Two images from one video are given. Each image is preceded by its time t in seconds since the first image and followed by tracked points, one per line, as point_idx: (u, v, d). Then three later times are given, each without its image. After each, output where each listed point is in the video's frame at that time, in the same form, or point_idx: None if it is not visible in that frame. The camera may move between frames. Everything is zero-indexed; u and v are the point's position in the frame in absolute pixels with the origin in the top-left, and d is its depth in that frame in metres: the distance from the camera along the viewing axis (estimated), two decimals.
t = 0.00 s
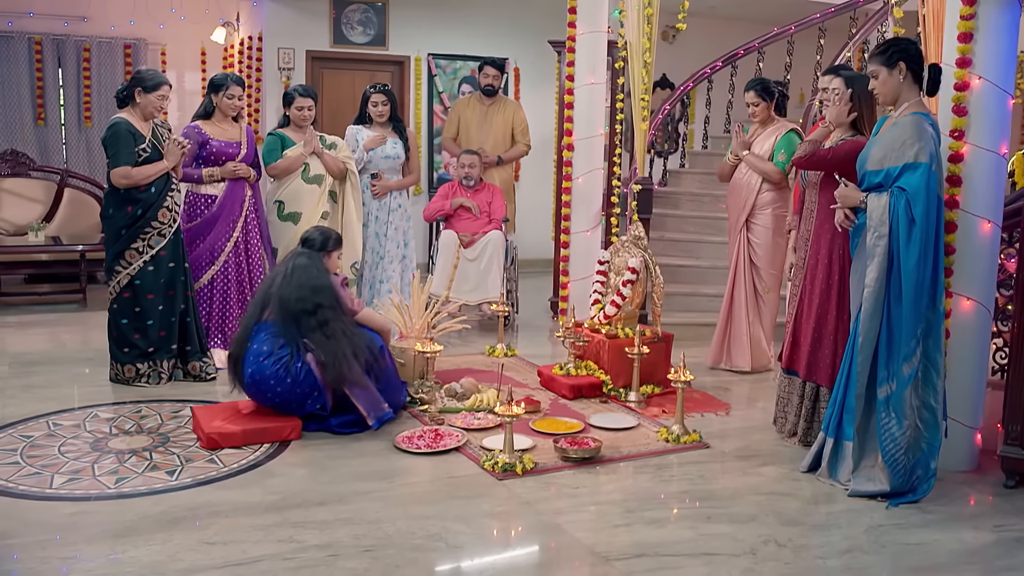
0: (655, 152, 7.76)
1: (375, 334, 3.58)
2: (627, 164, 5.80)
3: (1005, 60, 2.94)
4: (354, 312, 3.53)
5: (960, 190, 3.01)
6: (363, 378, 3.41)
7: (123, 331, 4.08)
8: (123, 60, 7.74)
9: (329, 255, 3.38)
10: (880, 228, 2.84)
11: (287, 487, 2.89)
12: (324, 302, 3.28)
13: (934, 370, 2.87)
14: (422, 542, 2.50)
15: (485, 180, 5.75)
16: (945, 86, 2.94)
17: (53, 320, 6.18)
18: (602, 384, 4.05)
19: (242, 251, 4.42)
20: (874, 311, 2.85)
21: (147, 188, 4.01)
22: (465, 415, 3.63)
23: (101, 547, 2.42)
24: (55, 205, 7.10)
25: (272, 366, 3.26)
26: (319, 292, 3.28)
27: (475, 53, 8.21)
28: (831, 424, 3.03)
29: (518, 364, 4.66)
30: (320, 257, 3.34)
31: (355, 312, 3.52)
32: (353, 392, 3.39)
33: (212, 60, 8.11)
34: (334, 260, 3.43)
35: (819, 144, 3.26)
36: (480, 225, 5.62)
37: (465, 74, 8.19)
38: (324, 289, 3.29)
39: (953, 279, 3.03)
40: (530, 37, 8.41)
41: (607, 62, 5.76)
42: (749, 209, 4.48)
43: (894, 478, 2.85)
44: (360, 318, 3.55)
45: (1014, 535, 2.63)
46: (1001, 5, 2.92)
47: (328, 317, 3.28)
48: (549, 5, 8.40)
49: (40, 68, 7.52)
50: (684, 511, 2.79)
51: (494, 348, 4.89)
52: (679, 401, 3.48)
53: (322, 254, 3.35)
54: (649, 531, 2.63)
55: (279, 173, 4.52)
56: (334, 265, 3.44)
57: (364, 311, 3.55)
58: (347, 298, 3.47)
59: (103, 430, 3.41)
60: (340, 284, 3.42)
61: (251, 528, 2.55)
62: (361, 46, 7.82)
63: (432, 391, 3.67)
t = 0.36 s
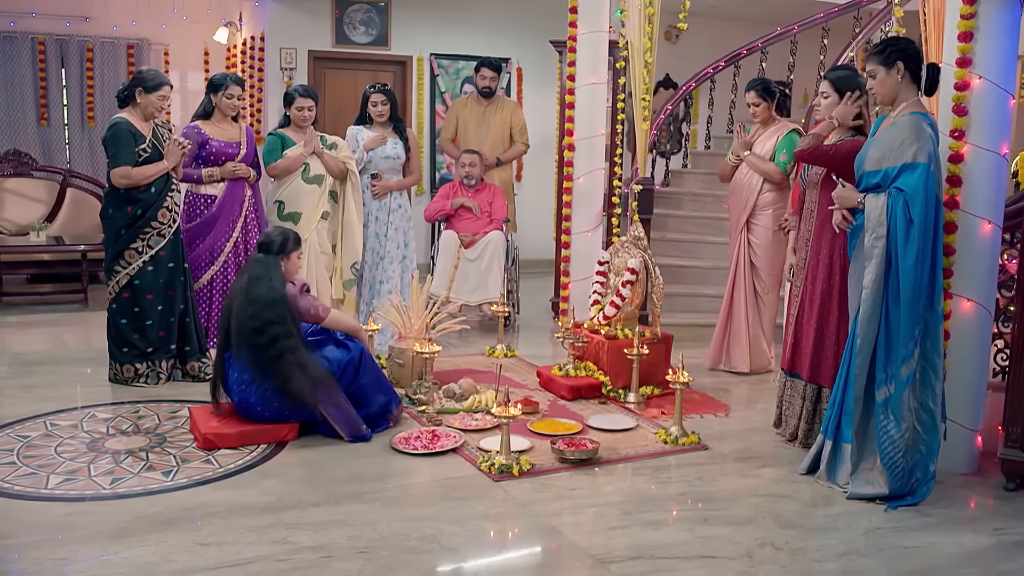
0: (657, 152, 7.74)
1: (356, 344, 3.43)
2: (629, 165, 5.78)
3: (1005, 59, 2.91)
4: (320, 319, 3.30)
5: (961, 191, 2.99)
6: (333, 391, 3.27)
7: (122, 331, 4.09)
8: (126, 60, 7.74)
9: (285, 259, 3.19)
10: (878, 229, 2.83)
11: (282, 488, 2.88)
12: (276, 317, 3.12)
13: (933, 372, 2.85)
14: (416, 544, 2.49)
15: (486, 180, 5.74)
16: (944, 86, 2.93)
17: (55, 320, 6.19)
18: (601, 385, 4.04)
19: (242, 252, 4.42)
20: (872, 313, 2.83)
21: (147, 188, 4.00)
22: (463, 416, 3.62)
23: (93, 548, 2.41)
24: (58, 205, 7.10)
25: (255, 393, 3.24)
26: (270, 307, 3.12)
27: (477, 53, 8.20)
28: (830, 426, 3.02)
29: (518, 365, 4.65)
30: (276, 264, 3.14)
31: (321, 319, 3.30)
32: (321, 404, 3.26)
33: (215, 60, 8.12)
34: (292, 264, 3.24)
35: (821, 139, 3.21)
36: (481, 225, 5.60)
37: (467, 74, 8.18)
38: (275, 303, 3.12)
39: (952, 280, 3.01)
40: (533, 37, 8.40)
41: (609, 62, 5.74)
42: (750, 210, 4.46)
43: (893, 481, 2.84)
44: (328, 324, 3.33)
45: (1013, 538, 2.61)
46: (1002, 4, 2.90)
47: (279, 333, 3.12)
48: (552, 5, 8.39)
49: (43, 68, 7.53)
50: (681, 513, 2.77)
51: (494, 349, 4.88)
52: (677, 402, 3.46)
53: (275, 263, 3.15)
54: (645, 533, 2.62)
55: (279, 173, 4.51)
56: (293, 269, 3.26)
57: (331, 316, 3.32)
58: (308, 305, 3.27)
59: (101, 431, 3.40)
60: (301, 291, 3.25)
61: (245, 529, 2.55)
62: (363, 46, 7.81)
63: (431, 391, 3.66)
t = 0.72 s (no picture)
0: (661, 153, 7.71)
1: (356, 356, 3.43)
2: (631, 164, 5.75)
3: (1006, 57, 2.88)
4: (317, 324, 3.26)
5: (962, 191, 2.96)
6: (329, 402, 3.29)
7: (122, 331, 4.09)
8: (130, 60, 7.75)
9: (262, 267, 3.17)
10: (877, 230, 2.80)
11: (278, 489, 2.87)
12: (238, 328, 3.12)
13: (932, 375, 2.82)
14: (411, 546, 2.47)
15: (488, 180, 5.73)
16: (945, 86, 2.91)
17: (58, 320, 6.20)
18: (601, 386, 4.02)
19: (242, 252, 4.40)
20: (871, 315, 2.81)
21: (147, 188, 4.00)
22: (461, 417, 3.61)
23: (87, 549, 2.40)
24: (62, 205, 7.10)
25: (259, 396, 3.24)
26: (236, 319, 3.12)
27: (480, 52, 8.19)
28: (830, 430, 2.99)
29: (518, 366, 4.63)
30: (251, 273, 3.13)
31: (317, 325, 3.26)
32: (317, 417, 3.28)
33: (219, 60, 8.12)
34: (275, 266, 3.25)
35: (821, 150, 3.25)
36: (482, 225, 5.59)
37: (470, 74, 8.17)
38: (242, 314, 3.12)
39: (954, 281, 2.98)
40: (537, 36, 8.38)
41: (611, 62, 5.71)
42: (752, 210, 4.44)
43: (892, 485, 2.81)
44: (325, 329, 3.30)
45: (1013, 542, 2.59)
46: (1004, 3, 2.87)
47: (236, 345, 3.12)
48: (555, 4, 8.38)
49: (48, 69, 7.54)
50: (678, 516, 2.75)
51: (495, 350, 4.86)
52: (676, 404, 3.44)
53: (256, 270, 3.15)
54: (642, 536, 2.60)
55: (279, 173, 4.51)
56: (276, 269, 3.26)
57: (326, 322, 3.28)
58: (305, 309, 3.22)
59: (98, 431, 3.40)
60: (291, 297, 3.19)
61: (240, 530, 2.54)
62: (366, 46, 7.80)
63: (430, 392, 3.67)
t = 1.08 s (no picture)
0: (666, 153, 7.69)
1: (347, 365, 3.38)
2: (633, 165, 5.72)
3: (1008, 56, 2.85)
4: (307, 331, 3.25)
5: (964, 192, 2.94)
6: (314, 398, 3.23)
7: (122, 331, 4.08)
8: (136, 61, 7.77)
9: (266, 265, 3.21)
10: (877, 231, 2.78)
11: (274, 489, 2.86)
12: (235, 323, 3.18)
13: (933, 377, 2.80)
14: (405, 548, 2.46)
15: (491, 180, 5.71)
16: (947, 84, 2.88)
17: (62, 320, 6.21)
18: (602, 387, 4.00)
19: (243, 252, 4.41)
20: (870, 317, 2.79)
21: (147, 188, 4.00)
22: (460, 418, 3.60)
23: (81, 549, 2.40)
24: (67, 205, 7.11)
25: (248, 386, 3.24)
26: (234, 314, 3.19)
27: (484, 53, 8.18)
28: (829, 432, 2.97)
29: (519, 367, 4.62)
30: (252, 271, 3.19)
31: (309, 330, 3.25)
32: (301, 411, 3.23)
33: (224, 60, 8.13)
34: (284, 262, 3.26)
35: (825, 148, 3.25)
36: (485, 225, 5.57)
37: (475, 74, 8.16)
38: (240, 310, 3.18)
39: (956, 282, 2.96)
40: (541, 36, 8.37)
41: (614, 62, 5.69)
42: (755, 211, 4.42)
43: (892, 488, 2.79)
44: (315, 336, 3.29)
45: (1013, 547, 2.56)
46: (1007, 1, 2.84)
47: (230, 340, 3.19)
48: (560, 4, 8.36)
49: (54, 69, 7.56)
50: (675, 518, 2.73)
51: (496, 350, 4.85)
52: (676, 406, 3.42)
53: (260, 266, 3.20)
54: (638, 539, 2.58)
55: (279, 174, 4.51)
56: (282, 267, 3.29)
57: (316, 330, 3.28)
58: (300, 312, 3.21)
59: (96, 431, 3.40)
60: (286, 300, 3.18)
61: (235, 531, 2.53)
62: (370, 46, 7.79)
63: (428, 392, 3.65)
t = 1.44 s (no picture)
0: (670, 153, 7.66)
1: (349, 375, 3.32)
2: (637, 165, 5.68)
3: (1013, 55, 2.82)
4: (302, 336, 3.19)
5: (967, 193, 2.91)
6: (307, 410, 3.21)
7: (124, 331, 4.09)
8: (142, 61, 7.79)
9: (266, 266, 3.17)
10: (879, 232, 2.76)
11: (272, 490, 2.85)
12: (235, 324, 3.17)
13: (935, 379, 2.77)
14: (401, 550, 2.45)
15: (495, 180, 5.70)
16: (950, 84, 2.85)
17: (67, 319, 6.22)
18: (603, 389, 3.99)
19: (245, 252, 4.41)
20: (872, 318, 2.77)
21: (148, 187, 4.01)
22: (460, 419, 3.58)
23: (76, 550, 2.40)
24: (72, 205, 7.12)
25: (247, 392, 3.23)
26: (231, 314, 3.17)
27: (490, 53, 8.17)
28: (830, 434, 2.95)
29: (520, 368, 4.61)
30: (253, 271, 3.15)
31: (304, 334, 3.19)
32: (293, 422, 3.21)
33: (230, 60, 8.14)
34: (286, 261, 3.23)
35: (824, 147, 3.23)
36: (489, 226, 5.56)
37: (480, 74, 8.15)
38: (241, 310, 3.16)
39: (958, 284, 2.93)
40: (547, 36, 8.36)
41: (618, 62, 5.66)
42: (760, 212, 4.39)
43: (893, 491, 2.77)
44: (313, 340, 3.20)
45: (1016, 550, 2.53)
46: None
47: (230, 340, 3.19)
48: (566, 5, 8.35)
49: (60, 69, 7.58)
50: (674, 521, 2.71)
51: (499, 351, 4.83)
52: (677, 407, 3.40)
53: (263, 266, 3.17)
54: (636, 541, 2.56)
55: (279, 176, 4.50)
56: (284, 267, 3.23)
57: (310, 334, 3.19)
58: (293, 317, 3.16)
59: (96, 431, 3.40)
60: (285, 306, 3.14)
61: (231, 532, 2.53)
62: (375, 46, 7.79)
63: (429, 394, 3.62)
